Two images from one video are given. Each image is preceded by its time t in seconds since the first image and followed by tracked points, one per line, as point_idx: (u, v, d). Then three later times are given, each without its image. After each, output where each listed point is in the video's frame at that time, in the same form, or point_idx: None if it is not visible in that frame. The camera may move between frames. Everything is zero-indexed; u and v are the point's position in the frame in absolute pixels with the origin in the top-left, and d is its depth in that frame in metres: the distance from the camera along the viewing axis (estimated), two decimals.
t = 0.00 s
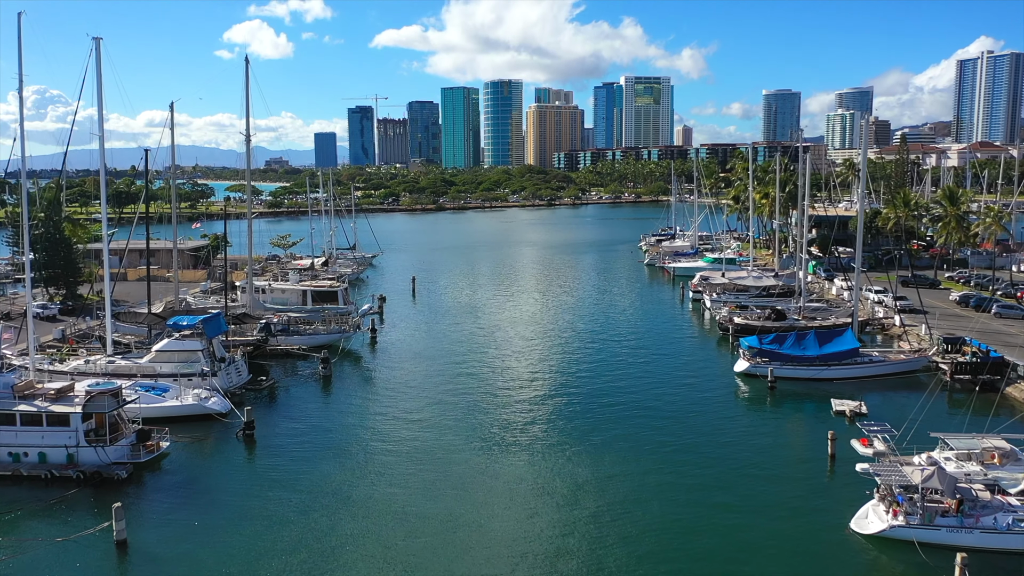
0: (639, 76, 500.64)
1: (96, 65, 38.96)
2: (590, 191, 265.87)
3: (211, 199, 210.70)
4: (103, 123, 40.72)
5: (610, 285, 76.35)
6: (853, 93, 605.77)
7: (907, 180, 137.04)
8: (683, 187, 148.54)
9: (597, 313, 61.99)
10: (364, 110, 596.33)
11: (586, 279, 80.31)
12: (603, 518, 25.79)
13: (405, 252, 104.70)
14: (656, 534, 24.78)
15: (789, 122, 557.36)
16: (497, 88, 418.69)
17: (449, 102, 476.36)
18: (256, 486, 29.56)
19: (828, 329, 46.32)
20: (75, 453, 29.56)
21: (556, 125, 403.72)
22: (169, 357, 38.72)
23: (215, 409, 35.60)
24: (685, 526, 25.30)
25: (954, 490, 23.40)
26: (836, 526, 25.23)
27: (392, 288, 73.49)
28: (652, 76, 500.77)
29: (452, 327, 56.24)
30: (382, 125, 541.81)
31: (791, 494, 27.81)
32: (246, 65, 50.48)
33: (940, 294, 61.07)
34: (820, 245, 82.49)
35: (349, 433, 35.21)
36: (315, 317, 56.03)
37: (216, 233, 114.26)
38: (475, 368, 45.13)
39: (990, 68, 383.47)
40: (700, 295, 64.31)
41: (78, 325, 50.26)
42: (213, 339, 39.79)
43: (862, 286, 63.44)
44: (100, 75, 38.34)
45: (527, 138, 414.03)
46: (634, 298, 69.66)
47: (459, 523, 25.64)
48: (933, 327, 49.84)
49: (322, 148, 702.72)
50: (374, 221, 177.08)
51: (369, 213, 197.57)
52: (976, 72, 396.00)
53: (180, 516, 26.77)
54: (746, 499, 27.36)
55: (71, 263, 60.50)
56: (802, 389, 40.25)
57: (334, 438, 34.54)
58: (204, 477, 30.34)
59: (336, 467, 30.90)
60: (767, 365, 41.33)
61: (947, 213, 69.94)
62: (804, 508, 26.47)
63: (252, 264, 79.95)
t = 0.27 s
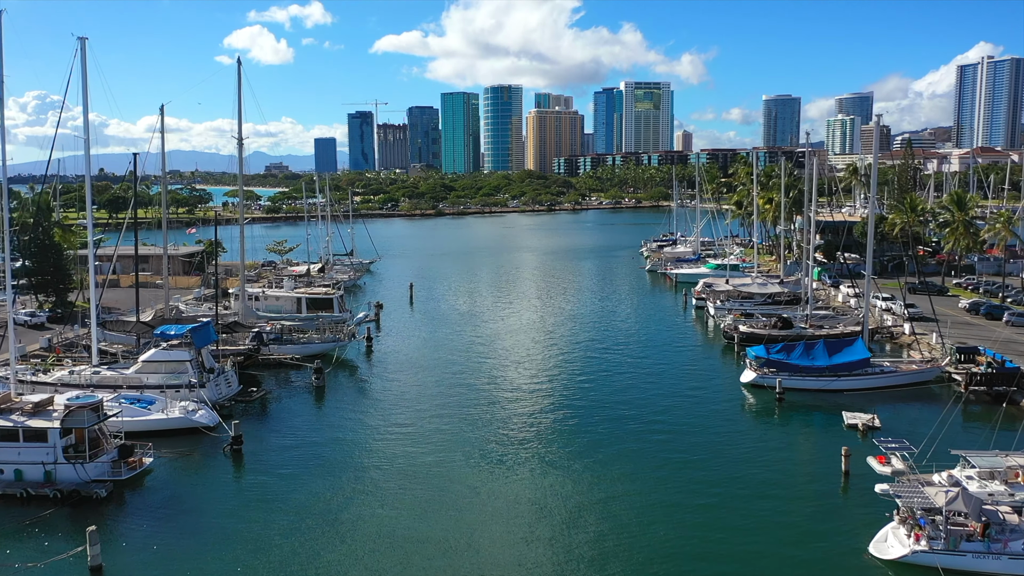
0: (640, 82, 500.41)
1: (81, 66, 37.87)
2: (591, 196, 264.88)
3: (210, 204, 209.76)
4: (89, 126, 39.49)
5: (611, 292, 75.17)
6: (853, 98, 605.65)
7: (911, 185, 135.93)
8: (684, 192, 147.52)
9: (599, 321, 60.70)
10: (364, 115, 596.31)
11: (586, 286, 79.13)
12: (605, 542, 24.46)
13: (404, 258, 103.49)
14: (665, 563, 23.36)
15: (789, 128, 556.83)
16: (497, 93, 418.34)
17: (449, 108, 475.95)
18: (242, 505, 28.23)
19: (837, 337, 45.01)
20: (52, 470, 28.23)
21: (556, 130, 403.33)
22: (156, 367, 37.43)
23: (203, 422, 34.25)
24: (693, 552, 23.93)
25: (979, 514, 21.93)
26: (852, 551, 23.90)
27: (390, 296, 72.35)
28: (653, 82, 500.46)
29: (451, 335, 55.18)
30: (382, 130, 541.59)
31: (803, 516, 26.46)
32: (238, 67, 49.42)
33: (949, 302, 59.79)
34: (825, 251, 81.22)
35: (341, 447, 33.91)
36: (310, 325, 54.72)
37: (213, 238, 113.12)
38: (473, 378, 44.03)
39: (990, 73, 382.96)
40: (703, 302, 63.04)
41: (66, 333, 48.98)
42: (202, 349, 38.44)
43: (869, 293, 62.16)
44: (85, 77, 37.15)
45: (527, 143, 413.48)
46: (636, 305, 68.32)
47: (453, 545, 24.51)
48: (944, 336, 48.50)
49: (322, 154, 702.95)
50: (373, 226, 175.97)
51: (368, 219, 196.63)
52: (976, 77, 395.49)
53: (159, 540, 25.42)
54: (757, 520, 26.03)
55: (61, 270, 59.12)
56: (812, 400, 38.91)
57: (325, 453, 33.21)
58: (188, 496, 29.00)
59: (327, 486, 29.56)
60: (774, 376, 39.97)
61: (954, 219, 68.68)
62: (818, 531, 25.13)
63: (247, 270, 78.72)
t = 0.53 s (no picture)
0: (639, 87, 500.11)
1: (65, 66, 36.63)
2: (591, 201, 263.77)
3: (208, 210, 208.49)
4: (74, 128, 38.23)
5: (612, 298, 73.96)
6: (853, 104, 604.19)
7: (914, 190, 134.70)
8: (685, 197, 146.34)
9: (600, 328, 59.50)
10: (364, 121, 595.92)
11: (587, 292, 77.93)
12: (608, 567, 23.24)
13: (402, 263, 102.28)
14: None
15: (789, 133, 556.02)
16: (496, 98, 417.84)
17: (449, 113, 475.44)
18: (227, 525, 26.87)
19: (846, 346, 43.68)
20: (28, 488, 26.82)
21: (556, 135, 402.93)
22: (142, 378, 36.12)
23: (189, 436, 32.89)
24: None
25: (1007, 538, 20.38)
26: None
27: (387, 302, 71.24)
28: (652, 87, 500.15)
29: (448, 342, 54.15)
30: (382, 135, 541.11)
31: (818, 538, 25.13)
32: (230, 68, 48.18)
33: (958, 309, 58.51)
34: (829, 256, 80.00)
35: (334, 461, 32.62)
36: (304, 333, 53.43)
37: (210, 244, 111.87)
38: (471, 387, 42.97)
39: (991, 78, 382.25)
40: (707, 309, 61.75)
41: (53, 341, 47.69)
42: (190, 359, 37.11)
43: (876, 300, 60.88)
44: (69, 77, 35.90)
45: (526, 148, 412.74)
46: (638, 312, 67.04)
47: (447, 567, 23.42)
48: (955, 345, 47.18)
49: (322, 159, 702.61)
50: (372, 232, 174.70)
51: (367, 224, 195.45)
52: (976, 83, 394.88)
53: (139, 565, 24.08)
54: (770, 543, 24.68)
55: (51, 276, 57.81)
56: (821, 412, 37.56)
57: (317, 468, 31.89)
58: (171, 515, 27.65)
59: (317, 503, 28.24)
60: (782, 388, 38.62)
61: (962, 224, 67.43)
62: (835, 556, 23.78)
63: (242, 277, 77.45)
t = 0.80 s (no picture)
0: (640, 92, 499.92)
1: (49, 65, 35.40)
2: (591, 206, 262.72)
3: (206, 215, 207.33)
4: (58, 130, 36.95)
5: (613, 305, 72.78)
6: (854, 109, 603.94)
7: (917, 195, 133.45)
8: (686, 202, 145.10)
9: (601, 336, 58.22)
10: (364, 126, 595.66)
11: (587, 298, 76.69)
12: None
13: (400, 269, 101.02)
14: None
15: (790, 139, 556.72)
16: (496, 103, 417.19)
17: (449, 118, 474.80)
18: (210, 546, 25.47)
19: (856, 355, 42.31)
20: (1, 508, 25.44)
21: (557, 140, 402.63)
22: (127, 390, 34.74)
23: (174, 451, 31.53)
24: None
25: None
26: None
27: (385, 308, 70.05)
28: (652, 92, 499.86)
29: (447, 350, 53.02)
30: (382, 140, 540.60)
31: (834, 561, 23.84)
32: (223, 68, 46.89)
33: (968, 316, 57.21)
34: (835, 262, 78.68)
35: (325, 475, 31.32)
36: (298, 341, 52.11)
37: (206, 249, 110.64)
38: (469, 396, 41.86)
39: (991, 84, 381.53)
40: (710, 316, 60.48)
41: (40, 350, 46.39)
42: (177, 369, 35.78)
43: (884, 307, 59.61)
44: (52, 77, 34.63)
45: (526, 153, 412.03)
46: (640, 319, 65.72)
47: None
48: (968, 354, 45.80)
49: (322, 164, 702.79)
50: (371, 237, 173.39)
51: (366, 229, 194.34)
52: (977, 88, 394.12)
53: None
54: (784, 569, 23.28)
55: (39, 283, 56.51)
56: (833, 425, 36.14)
57: (306, 483, 30.51)
58: (152, 535, 26.22)
59: (305, 522, 26.91)
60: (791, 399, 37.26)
61: (971, 230, 66.17)
62: None
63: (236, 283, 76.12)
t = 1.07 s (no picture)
0: (640, 97, 499.45)
1: (32, 65, 34.23)
2: (591, 211, 261.58)
3: (205, 220, 206.23)
4: (41, 132, 35.71)
5: (614, 311, 71.59)
6: (854, 114, 603.42)
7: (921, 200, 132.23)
8: (688, 207, 143.94)
9: (603, 343, 56.91)
10: (364, 131, 595.39)
11: (588, 305, 75.40)
12: None
13: (399, 274, 99.74)
14: None
15: (789, 143, 556.07)
16: (496, 108, 416.52)
17: (449, 123, 474.18)
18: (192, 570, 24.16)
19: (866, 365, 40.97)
20: None
21: (557, 144, 401.99)
22: (111, 402, 33.43)
23: (157, 467, 30.21)
24: None
25: None
26: None
27: (382, 315, 68.81)
28: (653, 97, 499.32)
29: (444, 358, 51.79)
30: (382, 145, 539.91)
31: None
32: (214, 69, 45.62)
33: (977, 323, 55.96)
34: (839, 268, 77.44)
35: (317, 491, 30.03)
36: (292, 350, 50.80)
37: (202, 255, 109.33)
38: (466, 407, 40.60)
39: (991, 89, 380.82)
40: (714, 323, 59.23)
41: (25, 358, 45.07)
42: (163, 381, 34.45)
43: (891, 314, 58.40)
44: (34, 77, 33.42)
45: (526, 158, 411.06)
46: (642, 326, 64.39)
47: None
48: (980, 362, 44.52)
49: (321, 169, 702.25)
50: (370, 242, 172.16)
51: (365, 234, 193.07)
52: (977, 93, 393.39)
53: None
54: None
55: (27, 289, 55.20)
56: (844, 438, 34.80)
57: (296, 500, 29.20)
58: (132, 558, 24.89)
59: (295, 543, 25.64)
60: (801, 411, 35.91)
61: (979, 235, 64.97)
62: None
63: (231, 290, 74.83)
